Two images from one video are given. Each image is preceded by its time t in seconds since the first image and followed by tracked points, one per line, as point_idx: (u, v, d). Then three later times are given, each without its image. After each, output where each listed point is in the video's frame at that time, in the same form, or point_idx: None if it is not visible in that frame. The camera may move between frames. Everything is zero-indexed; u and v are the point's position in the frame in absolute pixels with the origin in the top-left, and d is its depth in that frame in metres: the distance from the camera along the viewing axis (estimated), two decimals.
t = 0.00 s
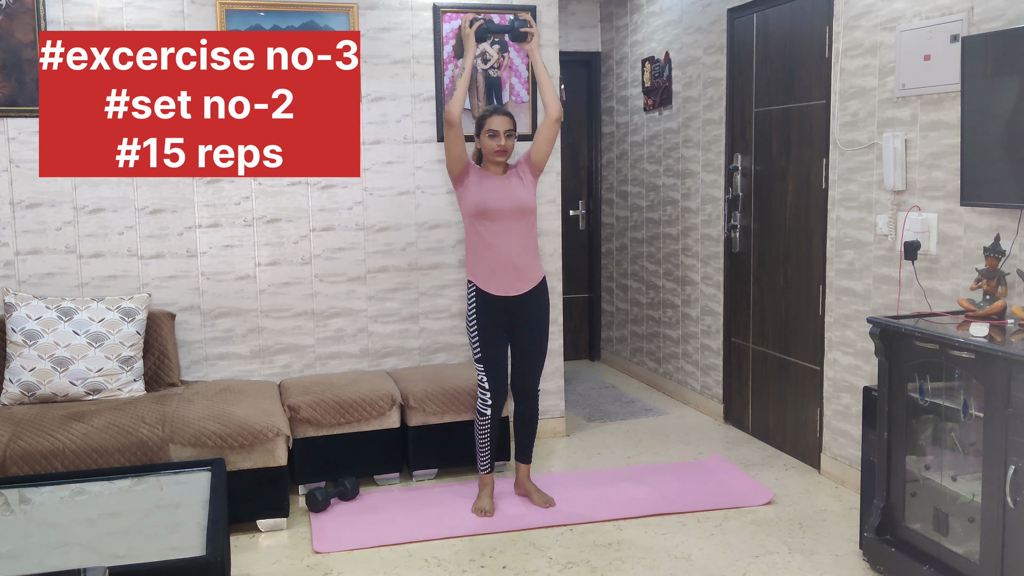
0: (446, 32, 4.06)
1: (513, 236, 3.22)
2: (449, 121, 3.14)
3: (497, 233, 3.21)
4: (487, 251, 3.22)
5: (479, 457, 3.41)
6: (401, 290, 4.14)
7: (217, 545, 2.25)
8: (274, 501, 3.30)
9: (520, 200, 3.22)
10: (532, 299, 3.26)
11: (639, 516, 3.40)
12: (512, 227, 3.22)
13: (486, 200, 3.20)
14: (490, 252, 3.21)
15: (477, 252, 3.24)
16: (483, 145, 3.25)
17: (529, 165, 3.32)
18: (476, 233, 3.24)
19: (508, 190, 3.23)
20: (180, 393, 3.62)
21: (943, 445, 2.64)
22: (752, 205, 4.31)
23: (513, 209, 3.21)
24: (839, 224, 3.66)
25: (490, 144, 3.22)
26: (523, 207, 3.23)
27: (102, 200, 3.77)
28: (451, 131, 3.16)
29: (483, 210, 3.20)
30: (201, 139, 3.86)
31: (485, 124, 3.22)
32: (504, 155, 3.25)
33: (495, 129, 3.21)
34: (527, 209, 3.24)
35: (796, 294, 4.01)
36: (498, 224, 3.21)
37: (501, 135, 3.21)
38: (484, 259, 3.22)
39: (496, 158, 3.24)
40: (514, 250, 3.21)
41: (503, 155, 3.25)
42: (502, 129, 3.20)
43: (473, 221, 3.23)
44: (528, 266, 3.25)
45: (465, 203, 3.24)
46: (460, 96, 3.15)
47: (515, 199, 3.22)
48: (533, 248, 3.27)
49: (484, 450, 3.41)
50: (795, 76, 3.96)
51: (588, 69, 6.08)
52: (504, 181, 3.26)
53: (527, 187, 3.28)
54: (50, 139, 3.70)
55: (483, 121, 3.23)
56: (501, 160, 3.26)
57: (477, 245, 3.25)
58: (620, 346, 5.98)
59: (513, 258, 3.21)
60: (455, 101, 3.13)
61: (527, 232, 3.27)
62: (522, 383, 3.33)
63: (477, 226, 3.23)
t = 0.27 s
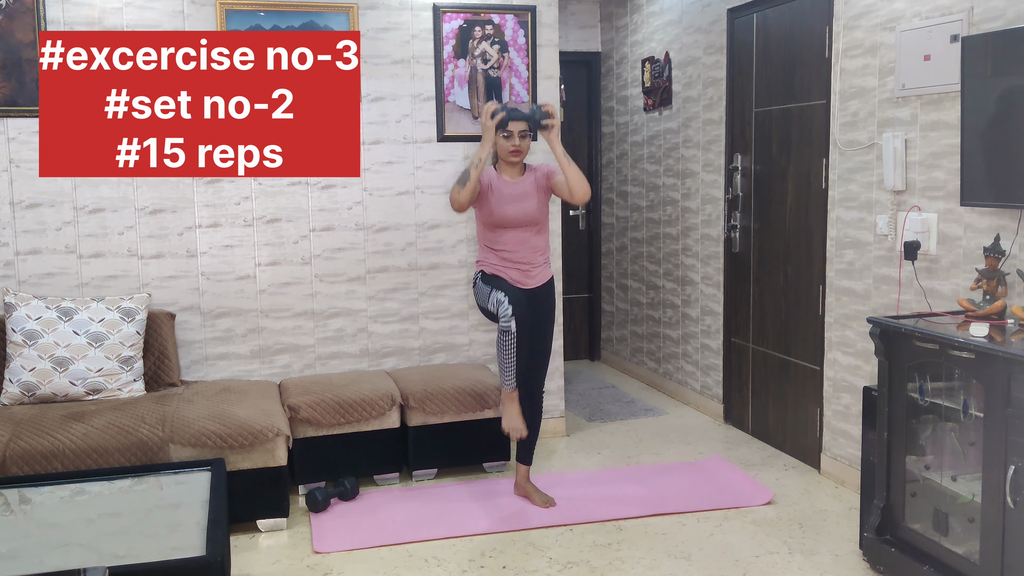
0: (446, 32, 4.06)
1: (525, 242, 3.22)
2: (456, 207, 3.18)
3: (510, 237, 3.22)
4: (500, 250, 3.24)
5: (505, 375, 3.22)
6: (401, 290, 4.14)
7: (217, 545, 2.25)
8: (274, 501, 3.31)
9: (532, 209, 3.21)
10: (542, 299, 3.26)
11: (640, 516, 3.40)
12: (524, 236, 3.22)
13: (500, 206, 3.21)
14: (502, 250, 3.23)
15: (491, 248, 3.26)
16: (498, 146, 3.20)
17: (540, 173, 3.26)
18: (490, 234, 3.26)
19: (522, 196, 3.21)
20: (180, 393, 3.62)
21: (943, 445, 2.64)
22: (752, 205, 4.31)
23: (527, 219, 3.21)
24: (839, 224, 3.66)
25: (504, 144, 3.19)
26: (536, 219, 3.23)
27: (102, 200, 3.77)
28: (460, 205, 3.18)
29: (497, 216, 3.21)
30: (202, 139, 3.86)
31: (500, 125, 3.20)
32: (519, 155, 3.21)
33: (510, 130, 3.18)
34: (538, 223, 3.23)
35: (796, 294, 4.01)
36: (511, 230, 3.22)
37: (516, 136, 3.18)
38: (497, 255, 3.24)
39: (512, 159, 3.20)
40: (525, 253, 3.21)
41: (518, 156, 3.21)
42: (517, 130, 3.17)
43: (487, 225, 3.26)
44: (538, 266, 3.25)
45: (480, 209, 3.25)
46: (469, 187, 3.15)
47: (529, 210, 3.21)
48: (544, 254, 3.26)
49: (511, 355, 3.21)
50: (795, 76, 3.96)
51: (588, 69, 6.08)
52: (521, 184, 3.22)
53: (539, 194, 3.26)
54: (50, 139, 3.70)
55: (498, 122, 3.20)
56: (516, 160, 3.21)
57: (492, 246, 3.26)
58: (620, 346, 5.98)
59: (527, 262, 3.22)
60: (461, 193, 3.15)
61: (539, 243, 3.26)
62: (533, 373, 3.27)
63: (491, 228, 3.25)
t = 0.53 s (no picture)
0: (446, 32, 4.06)
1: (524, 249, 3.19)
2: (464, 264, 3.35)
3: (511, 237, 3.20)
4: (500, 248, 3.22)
5: (514, 288, 3.07)
6: (401, 290, 4.14)
7: (217, 545, 2.25)
8: (274, 501, 3.30)
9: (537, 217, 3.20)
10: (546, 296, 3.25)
11: (640, 516, 3.40)
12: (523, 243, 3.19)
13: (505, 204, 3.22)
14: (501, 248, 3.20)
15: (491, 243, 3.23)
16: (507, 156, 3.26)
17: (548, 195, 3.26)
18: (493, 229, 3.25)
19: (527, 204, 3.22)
20: (180, 393, 3.62)
21: (943, 445, 2.64)
22: (752, 205, 4.31)
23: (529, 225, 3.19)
24: (839, 224, 3.66)
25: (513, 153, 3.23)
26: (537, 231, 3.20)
27: (102, 200, 3.77)
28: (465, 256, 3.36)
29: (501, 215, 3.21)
30: (202, 139, 3.86)
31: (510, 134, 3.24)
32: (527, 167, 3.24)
33: (518, 139, 3.23)
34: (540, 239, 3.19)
35: (796, 294, 4.01)
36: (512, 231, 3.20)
37: (524, 146, 3.22)
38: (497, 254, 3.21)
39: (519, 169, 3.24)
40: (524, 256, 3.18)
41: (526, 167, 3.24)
42: (526, 140, 3.21)
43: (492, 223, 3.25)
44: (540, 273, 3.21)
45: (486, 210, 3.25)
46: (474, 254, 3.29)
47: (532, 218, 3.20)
48: (547, 267, 3.22)
49: (519, 272, 3.06)
50: (795, 76, 3.96)
51: (588, 69, 6.08)
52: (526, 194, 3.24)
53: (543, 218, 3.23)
54: (50, 139, 3.70)
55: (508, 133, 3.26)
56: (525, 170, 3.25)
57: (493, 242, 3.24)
58: (620, 346, 5.98)
59: (529, 266, 3.15)
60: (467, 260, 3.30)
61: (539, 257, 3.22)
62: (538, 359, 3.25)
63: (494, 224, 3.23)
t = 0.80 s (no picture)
0: (446, 32, 4.06)
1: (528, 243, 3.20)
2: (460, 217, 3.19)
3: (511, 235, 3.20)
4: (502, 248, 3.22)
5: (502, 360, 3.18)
6: (401, 290, 4.14)
7: (217, 545, 2.25)
8: (274, 501, 3.30)
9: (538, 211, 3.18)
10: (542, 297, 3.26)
11: (639, 516, 3.40)
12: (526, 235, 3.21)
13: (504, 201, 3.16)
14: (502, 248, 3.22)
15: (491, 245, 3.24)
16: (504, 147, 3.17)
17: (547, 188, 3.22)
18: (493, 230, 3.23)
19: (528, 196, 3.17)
20: (180, 393, 3.62)
21: (943, 444, 2.64)
22: (752, 205, 4.31)
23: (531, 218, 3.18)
24: (839, 224, 3.66)
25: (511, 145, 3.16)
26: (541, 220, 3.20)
27: (102, 200, 3.77)
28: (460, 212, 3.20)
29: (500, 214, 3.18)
30: (202, 139, 3.86)
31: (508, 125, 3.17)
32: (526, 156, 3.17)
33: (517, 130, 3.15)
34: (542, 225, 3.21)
35: (796, 293, 4.01)
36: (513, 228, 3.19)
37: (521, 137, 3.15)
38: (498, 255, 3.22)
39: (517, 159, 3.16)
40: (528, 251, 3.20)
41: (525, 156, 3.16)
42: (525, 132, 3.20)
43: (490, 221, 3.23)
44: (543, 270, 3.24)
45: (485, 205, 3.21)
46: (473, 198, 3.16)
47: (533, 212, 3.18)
48: (547, 261, 3.25)
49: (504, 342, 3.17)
50: (795, 76, 3.96)
51: (588, 69, 6.08)
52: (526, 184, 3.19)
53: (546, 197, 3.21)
54: (50, 139, 3.70)
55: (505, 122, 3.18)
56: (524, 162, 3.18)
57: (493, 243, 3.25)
58: (620, 346, 5.98)
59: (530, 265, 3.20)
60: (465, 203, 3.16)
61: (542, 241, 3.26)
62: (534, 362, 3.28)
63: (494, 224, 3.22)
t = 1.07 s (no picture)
0: (446, 32, 4.06)
1: (526, 234, 3.22)
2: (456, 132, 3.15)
3: (510, 232, 3.21)
4: (501, 248, 3.22)
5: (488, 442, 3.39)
6: (401, 290, 4.14)
7: (217, 545, 2.25)
8: (274, 501, 3.30)
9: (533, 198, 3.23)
10: (540, 295, 3.28)
11: (639, 516, 3.40)
12: (525, 226, 3.22)
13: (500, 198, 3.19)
14: (501, 248, 3.22)
15: (489, 247, 3.25)
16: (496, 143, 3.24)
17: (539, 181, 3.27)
18: (491, 230, 3.24)
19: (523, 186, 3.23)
20: (180, 393, 3.62)
21: (943, 444, 2.64)
22: (752, 205, 4.31)
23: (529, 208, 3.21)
24: (839, 224, 3.66)
25: (502, 142, 3.21)
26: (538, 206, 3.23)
27: (102, 200, 3.77)
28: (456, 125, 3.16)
29: (498, 210, 3.19)
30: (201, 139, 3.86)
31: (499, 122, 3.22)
32: (517, 154, 3.24)
33: (508, 126, 3.21)
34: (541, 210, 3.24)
35: (796, 293, 4.01)
36: (512, 223, 3.21)
37: (512, 133, 3.20)
38: (498, 256, 3.22)
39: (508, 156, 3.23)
40: (526, 247, 3.22)
41: (516, 154, 3.23)
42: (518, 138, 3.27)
43: (487, 219, 3.23)
44: (543, 263, 3.27)
45: (479, 200, 3.23)
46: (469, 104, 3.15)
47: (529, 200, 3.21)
48: (546, 253, 3.28)
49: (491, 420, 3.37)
50: (795, 76, 3.96)
51: (588, 69, 6.08)
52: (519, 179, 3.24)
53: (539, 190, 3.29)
54: (50, 139, 3.70)
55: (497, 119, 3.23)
56: (516, 158, 3.24)
57: (490, 243, 3.25)
58: (620, 346, 5.98)
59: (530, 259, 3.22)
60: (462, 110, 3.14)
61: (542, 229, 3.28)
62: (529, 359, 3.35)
63: (491, 224, 3.23)
